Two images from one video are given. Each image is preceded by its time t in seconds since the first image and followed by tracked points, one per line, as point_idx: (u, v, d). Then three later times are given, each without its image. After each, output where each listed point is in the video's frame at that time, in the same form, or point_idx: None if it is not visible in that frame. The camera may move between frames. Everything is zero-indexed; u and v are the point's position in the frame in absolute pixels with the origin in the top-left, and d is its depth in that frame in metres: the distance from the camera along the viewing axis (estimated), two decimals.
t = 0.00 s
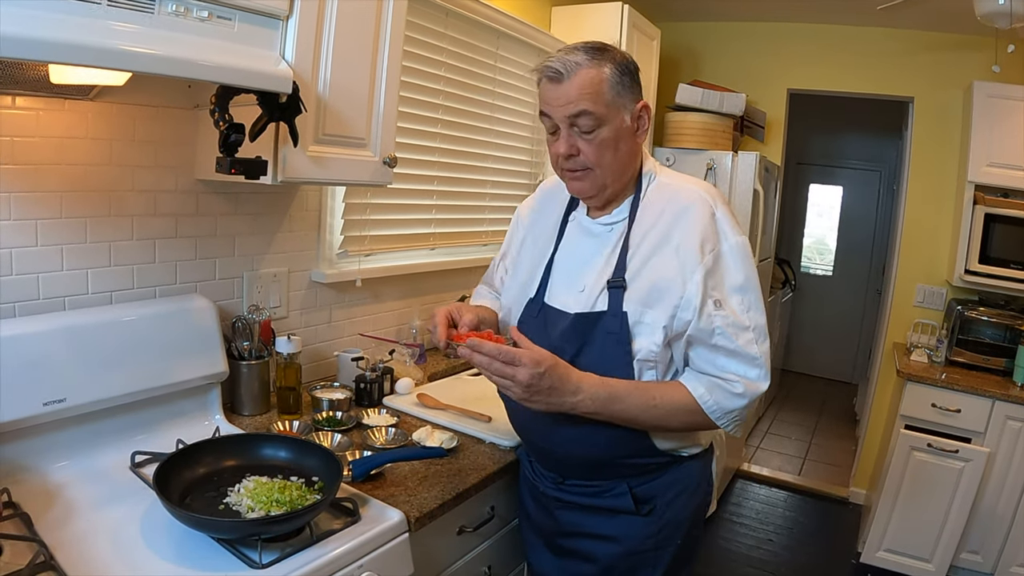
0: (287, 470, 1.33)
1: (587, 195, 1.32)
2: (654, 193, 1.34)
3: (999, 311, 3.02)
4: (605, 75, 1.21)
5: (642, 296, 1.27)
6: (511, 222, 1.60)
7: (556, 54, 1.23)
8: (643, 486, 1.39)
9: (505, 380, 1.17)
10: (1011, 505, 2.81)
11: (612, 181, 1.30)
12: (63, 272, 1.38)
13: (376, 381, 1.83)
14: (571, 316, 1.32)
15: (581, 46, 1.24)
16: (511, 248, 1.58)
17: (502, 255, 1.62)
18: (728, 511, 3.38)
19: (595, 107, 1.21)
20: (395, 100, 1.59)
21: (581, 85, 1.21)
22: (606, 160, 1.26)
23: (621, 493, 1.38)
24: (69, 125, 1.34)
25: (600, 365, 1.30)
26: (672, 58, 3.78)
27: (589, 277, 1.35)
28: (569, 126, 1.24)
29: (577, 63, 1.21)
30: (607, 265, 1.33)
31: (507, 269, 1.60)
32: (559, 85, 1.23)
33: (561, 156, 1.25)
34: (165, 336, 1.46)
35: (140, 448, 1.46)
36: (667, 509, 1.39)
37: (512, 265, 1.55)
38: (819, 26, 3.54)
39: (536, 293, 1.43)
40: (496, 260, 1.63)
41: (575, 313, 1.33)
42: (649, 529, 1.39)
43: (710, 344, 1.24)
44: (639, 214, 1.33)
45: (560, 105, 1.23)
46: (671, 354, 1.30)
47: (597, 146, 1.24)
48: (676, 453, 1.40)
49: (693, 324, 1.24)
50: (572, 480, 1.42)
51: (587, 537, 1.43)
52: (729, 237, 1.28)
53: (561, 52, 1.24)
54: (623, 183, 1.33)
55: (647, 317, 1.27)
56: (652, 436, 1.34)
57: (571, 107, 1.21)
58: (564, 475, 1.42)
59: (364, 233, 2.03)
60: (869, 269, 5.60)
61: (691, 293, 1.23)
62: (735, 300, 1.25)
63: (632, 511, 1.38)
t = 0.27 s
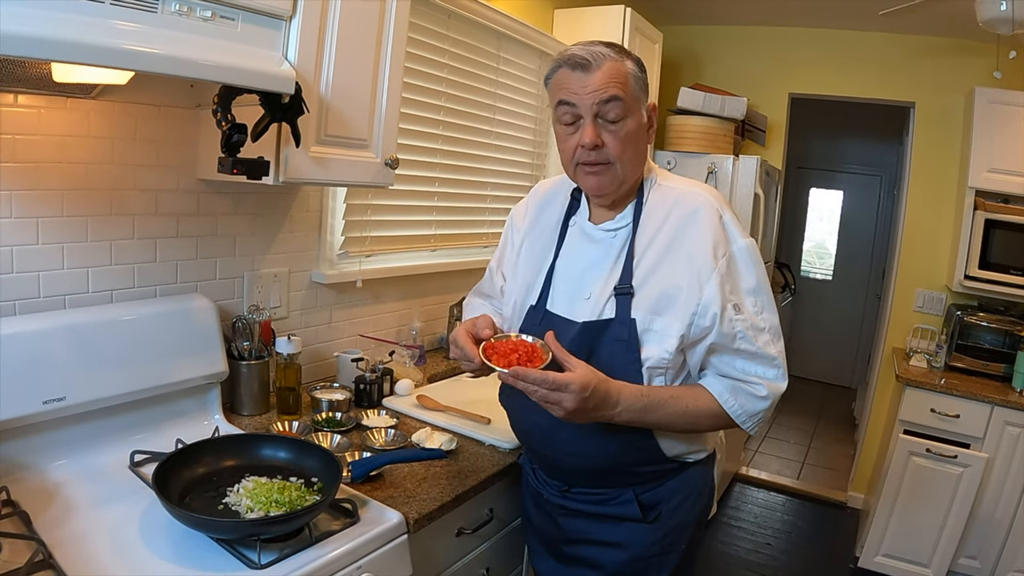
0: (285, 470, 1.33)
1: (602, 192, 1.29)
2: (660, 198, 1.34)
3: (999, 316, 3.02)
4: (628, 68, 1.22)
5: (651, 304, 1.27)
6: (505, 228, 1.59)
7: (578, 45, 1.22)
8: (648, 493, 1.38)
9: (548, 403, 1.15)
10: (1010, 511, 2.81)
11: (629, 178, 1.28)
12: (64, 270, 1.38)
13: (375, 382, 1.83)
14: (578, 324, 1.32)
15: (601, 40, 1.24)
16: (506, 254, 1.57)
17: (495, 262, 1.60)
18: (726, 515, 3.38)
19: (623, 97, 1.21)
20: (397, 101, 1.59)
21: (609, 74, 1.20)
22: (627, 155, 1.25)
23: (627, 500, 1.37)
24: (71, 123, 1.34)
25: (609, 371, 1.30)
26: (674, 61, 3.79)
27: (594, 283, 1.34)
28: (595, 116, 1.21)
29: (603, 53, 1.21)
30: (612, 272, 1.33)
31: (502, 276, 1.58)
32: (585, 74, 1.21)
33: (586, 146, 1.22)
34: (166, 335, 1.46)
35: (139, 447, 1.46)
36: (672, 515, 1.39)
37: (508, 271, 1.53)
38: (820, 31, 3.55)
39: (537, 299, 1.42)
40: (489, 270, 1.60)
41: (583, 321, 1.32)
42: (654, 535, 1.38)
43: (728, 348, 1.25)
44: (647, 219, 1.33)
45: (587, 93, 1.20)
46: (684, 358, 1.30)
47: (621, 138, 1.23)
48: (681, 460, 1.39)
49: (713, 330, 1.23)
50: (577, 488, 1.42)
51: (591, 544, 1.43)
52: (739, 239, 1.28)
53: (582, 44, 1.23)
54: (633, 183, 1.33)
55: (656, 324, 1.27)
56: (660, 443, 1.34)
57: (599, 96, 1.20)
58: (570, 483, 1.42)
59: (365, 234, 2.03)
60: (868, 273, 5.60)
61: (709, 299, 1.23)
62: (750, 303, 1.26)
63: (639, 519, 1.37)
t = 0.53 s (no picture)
0: (286, 473, 1.33)
1: (610, 195, 1.28)
2: (665, 207, 1.34)
3: (999, 324, 3.02)
4: (640, 72, 1.23)
5: (654, 312, 1.27)
6: (504, 233, 1.58)
7: (591, 46, 1.23)
8: (647, 501, 1.38)
9: (562, 437, 1.16)
10: (1008, 519, 2.80)
11: (636, 182, 1.28)
12: (65, 270, 1.38)
13: (375, 385, 1.83)
14: (580, 333, 1.32)
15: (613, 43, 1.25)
16: (506, 259, 1.57)
17: (495, 269, 1.59)
18: (725, 521, 3.38)
19: (635, 99, 1.21)
20: (401, 105, 1.60)
21: (623, 75, 1.21)
22: (636, 157, 1.25)
23: (627, 508, 1.37)
24: (74, 123, 1.34)
25: (611, 379, 1.30)
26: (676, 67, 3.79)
27: (597, 290, 1.34)
28: (607, 116, 1.22)
29: (616, 55, 1.21)
30: (615, 279, 1.33)
31: (502, 283, 1.57)
32: (599, 74, 1.21)
33: (597, 146, 1.21)
34: (167, 335, 1.46)
35: (139, 448, 1.46)
36: (671, 522, 1.39)
37: (509, 278, 1.53)
38: (823, 38, 3.55)
39: (538, 306, 1.42)
40: (488, 277, 1.59)
41: (586, 329, 1.32)
42: (654, 543, 1.38)
43: (734, 359, 1.26)
44: (653, 228, 1.32)
45: (600, 93, 1.21)
46: (689, 368, 1.29)
47: (632, 140, 1.23)
48: (681, 468, 1.40)
49: (721, 340, 1.23)
50: (576, 496, 1.41)
51: (591, 552, 1.42)
52: (745, 249, 1.28)
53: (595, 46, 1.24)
54: (638, 188, 1.33)
55: (661, 333, 1.26)
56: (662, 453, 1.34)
57: (613, 96, 1.20)
58: (569, 491, 1.41)
59: (366, 237, 2.04)
60: (868, 280, 5.60)
61: (716, 309, 1.23)
62: (755, 312, 1.27)
63: (638, 527, 1.37)
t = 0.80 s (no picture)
0: (286, 473, 1.33)
1: (608, 195, 1.28)
2: (661, 208, 1.34)
3: (999, 326, 3.02)
4: (639, 72, 1.23)
5: (650, 314, 1.27)
6: (504, 232, 1.58)
7: (590, 46, 1.23)
8: (643, 501, 1.38)
9: (553, 436, 1.16)
10: (1008, 521, 2.80)
11: (633, 183, 1.28)
12: (66, 269, 1.38)
13: (375, 385, 1.83)
14: (575, 334, 1.32)
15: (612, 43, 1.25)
16: (505, 259, 1.56)
17: (494, 268, 1.59)
18: (724, 522, 3.38)
19: (634, 99, 1.21)
20: (402, 105, 1.60)
21: (621, 75, 1.20)
22: (634, 159, 1.25)
23: (622, 509, 1.37)
24: (76, 122, 1.34)
25: (606, 381, 1.30)
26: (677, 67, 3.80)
27: (593, 291, 1.34)
28: (604, 116, 1.21)
29: (615, 55, 1.21)
30: (610, 281, 1.33)
31: (501, 282, 1.57)
32: (597, 75, 1.21)
33: (594, 146, 1.21)
34: (168, 335, 1.46)
35: (138, 447, 1.46)
36: (669, 522, 1.39)
37: (507, 277, 1.53)
38: (823, 39, 3.56)
39: (535, 306, 1.42)
40: (486, 276, 1.59)
41: (581, 330, 1.32)
42: (650, 544, 1.38)
43: (728, 363, 1.26)
44: (649, 229, 1.32)
45: (598, 93, 1.20)
46: (683, 370, 1.30)
47: (629, 141, 1.23)
48: (677, 469, 1.40)
49: (716, 343, 1.23)
50: (572, 497, 1.41)
51: (587, 553, 1.42)
52: (741, 251, 1.28)
53: (593, 45, 1.24)
54: (636, 189, 1.33)
55: (656, 335, 1.26)
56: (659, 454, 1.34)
57: (610, 96, 1.20)
58: (564, 491, 1.41)
59: (367, 237, 2.04)
60: (868, 281, 5.60)
61: (712, 312, 1.23)
62: (750, 316, 1.27)
63: (634, 528, 1.37)
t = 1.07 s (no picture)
0: (288, 472, 1.33)
1: (606, 192, 1.28)
2: (660, 203, 1.34)
3: (1001, 321, 3.02)
4: (636, 68, 1.22)
5: (649, 309, 1.27)
6: (504, 229, 1.58)
7: (586, 42, 1.22)
8: (644, 498, 1.38)
9: (549, 430, 1.16)
10: (1011, 516, 2.80)
11: (631, 178, 1.28)
12: (67, 270, 1.38)
13: (377, 384, 1.83)
14: (574, 331, 1.32)
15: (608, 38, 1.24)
16: (505, 256, 1.56)
17: (494, 264, 1.59)
18: (727, 518, 3.38)
19: (630, 95, 1.21)
20: (402, 104, 1.59)
21: (617, 71, 1.20)
22: (631, 154, 1.25)
23: (623, 506, 1.37)
24: (75, 122, 1.34)
25: (605, 377, 1.30)
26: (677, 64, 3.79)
27: (591, 288, 1.34)
28: (601, 113, 1.21)
29: (611, 51, 1.21)
30: (608, 277, 1.33)
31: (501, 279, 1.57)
32: (593, 71, 1.21)
33: (591, 143, 1.21)
34: (169, 335, 1.46)
35: (141, 447, 1.46)
36: (670, 519, 1.39)
37: (506, 273, 1.53)
38: (823, 35, 3.55)
39: (535, 302, 1.42)
40: (485, 272, 1.59)
41: (580, 327, 1.32)
42: (652, 541, 1.38)
43: (727, 358, 1.25)
44: (647, 225, 1.32)
45: (594, 90, 1.20)
46: (683, 366, 1.30)
47: (626, 137, 1.23)
48: (677, 465, 1.40)
49: (714, 339, 1.23)
50: (573, 494, 1.41)
51: (589, 551, 1.42)
52: (740, 246, 1.28)
53: (589, 41, 1.23)
54: (635, 184, 1.32)
55: (654, 331, 1.26)
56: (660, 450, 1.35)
57: (606, 92, 1.19)
58: (565, 488, 1.41)
59: (368, 236, 2.03)
60: (870, 277, 5.59)
61: (710, 307, 1.23)
62: (749, 311, 1.27)
63: (635, 525, 1.37)
